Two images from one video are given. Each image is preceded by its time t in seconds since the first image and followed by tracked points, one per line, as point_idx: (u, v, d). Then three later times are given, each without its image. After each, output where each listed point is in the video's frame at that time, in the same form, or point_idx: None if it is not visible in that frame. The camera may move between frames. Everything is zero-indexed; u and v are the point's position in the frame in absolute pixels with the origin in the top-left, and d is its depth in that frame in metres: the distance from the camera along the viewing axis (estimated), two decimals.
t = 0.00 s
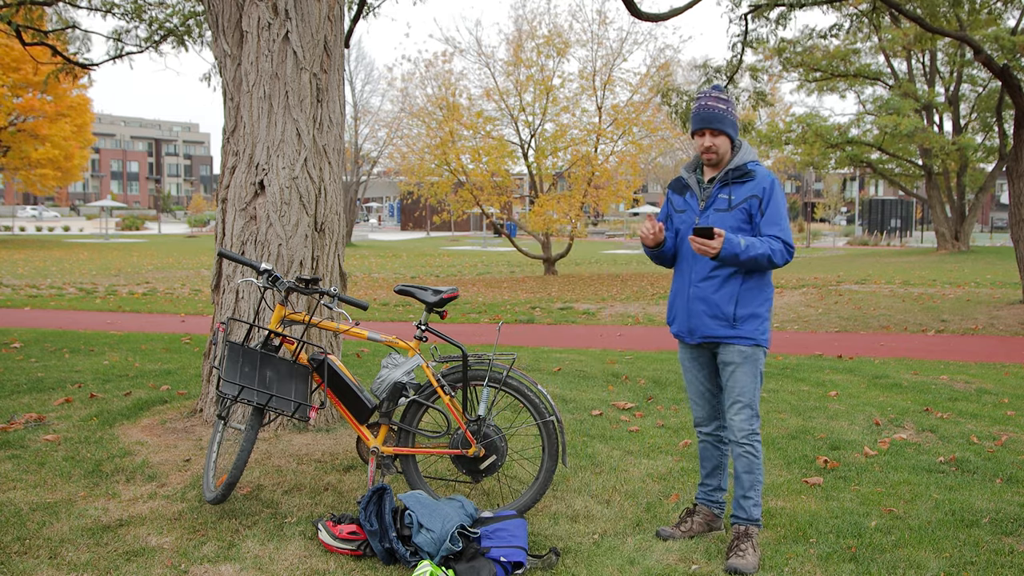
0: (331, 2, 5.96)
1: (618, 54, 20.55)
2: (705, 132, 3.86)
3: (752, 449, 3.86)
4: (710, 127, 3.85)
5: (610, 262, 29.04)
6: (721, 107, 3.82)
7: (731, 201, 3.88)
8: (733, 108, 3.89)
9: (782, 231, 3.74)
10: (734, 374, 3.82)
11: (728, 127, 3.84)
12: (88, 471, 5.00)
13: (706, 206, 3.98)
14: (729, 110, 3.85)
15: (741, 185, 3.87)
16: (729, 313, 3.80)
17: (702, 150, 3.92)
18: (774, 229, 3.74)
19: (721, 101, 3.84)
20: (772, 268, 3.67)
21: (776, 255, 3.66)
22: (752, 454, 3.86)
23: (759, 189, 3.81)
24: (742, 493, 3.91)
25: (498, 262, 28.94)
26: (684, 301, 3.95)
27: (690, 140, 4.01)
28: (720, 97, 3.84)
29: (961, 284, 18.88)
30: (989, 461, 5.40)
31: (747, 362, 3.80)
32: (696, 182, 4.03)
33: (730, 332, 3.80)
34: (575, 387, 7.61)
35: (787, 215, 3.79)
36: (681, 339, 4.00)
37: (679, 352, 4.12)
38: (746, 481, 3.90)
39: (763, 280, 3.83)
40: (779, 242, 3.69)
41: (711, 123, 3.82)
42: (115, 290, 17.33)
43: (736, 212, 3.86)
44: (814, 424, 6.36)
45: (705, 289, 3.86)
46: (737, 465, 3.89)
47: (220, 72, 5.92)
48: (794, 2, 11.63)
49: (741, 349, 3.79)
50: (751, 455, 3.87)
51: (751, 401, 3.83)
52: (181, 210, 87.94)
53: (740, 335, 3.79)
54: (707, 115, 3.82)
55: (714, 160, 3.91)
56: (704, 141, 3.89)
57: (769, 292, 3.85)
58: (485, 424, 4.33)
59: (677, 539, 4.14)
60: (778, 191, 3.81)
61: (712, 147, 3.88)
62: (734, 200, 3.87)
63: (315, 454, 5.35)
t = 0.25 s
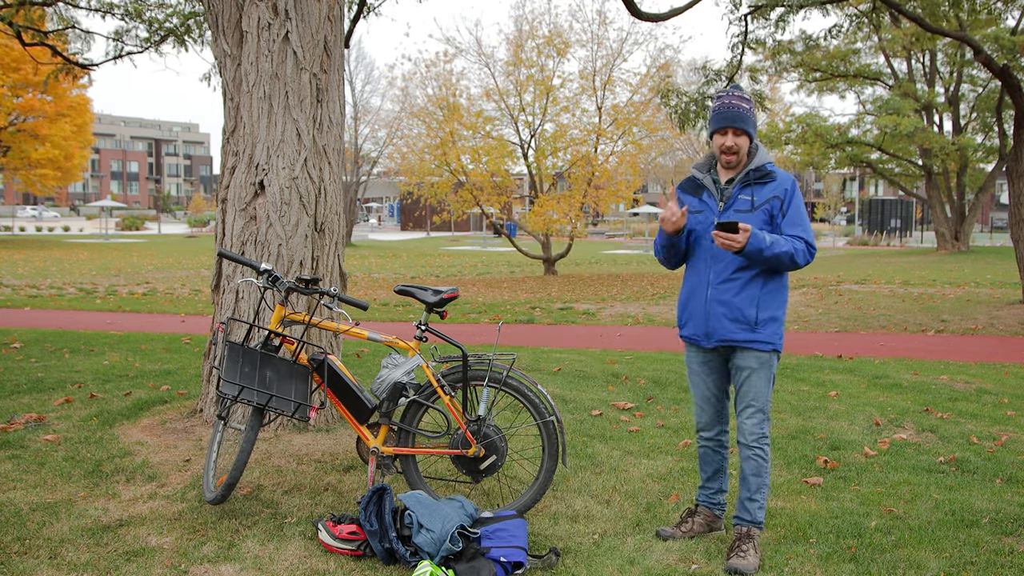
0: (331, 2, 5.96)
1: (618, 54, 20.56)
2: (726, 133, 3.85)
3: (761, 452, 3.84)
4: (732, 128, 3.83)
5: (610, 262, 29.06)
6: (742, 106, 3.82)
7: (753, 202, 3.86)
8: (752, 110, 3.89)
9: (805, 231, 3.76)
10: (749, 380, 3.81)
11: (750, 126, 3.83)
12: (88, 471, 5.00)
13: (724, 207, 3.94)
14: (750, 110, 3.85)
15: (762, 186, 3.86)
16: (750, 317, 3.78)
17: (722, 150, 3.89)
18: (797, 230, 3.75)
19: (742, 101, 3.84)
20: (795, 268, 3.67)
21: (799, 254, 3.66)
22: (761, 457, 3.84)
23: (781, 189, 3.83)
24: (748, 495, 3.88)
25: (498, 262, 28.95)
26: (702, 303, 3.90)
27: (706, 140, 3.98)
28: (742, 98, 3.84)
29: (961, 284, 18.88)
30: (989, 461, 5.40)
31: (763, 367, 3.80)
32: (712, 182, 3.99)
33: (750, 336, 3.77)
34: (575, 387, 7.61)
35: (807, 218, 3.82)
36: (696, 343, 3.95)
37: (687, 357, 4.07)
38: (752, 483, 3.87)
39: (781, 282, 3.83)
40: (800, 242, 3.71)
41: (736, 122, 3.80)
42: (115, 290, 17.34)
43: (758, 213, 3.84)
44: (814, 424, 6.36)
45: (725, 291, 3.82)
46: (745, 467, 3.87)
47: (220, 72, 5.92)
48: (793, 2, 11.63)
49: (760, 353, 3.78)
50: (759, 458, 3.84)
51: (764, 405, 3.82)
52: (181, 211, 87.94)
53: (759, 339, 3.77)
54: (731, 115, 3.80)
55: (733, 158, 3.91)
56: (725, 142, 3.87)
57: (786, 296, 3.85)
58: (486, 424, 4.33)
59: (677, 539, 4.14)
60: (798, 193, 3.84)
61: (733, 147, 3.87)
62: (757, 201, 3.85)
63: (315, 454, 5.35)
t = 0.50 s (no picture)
0: (331, 2, 5.96)
1: (618, 54, 20.57)
2: (740, 135, 3.83)
3: (766, 454, 3.84)
4: (745, 130, 3.81)
5: (610, 262, 29.08)
6: (758, 107, 3.79)
7: (768, 204, 3.85)
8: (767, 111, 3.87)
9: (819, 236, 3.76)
10: (756, 384, 3.81)
11: (763, 128, 3.82)
12: (88, 471, 5.00)
13: (738, 208, 3.93)
14: (764, 111, 3.83)
15: (777, 189, 3.86)
16: (761, 320, 3.77)
17: (735, 151, 3.88)
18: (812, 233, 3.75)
19: (756, 102, 3.81)
20: (808, 272, 3.66)
21: (814, 259, 3.66)
22: (764, 460, 3.84)
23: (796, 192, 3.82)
24: (749, 496, 3.88)
25: (498, 262, 28.96)
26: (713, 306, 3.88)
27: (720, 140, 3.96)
28: (756, 98, 3.82)
29: (961, 284, 18.89)
30: (989, 461, 5.40)
31: (770, 371, 3.80)
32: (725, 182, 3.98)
33: (760, 340, 3.76)
34: (575, 387, 7.62)
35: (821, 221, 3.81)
36: (702, 344, 3.93)
37: (688, 358, 4.03)
38: (754, 485, 3.87)
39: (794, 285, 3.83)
40: (813, 246, 3.70)
41: (750, 123, 3.78)
42: (115, 290, 17.34)
43: (773, 216, 3.84)
44: (814, 424, 6.36)
45: (738, 293, 3.81)
46: (747, 469, 3.87)
47: (220, 71, 5.92)
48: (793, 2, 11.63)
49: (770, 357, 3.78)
50: (763, 460, 3.85)
51: (769, 409, 3.83)
52: (181, 211, 87.93)
53: (769, 344, 3.76)
54: (743, 116, 3.78)
55: (747, 159, 3.89)
56: (739, 143, 3.86)
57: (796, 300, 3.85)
58: (486, 424, 4.33)
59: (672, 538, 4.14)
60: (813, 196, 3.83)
61: (747, 148, 3.85)
62: (771, 203, 3.85)
63: (315, 454, 5.35)
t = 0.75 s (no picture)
0: (331, 1, 5.96)
1: (618, 54, 20.57)
2: (737, 133, 3.82)
3: (764, 456, 3.84)
4: (742, 128, 3.81)
5: (610, 262, 29.08)
6: (757, 105, 3.78)
7: (768, 204, 3.85)
8: (767, 109, 3.86)
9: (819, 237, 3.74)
10: (753, 385, 3.80)
11: (763, 125, 3.80)
12: (88, 471, 5.00)
13: (738, 207, 3.94)
14: (764, 109, 3.82)
15: (778, 188, 3.85)
16: (758, 320, 3.76)
17: (734, 150, 3.87)
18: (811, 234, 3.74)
19: (755, 99, 3.80)
20: (806, 273, 3.65)
21: (811, 259, 3.65)
22: (763, 461, 3.84)
23: (798, 192, 3.80)
24: (748, 497, 3.88)
25: (498, 262, 28.95)
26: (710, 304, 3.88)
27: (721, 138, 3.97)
28: (756, 96, 3.81)
29: (961, 284, 18.88)
30: (989, 461, 5.40)
31: (767, 373, 3.79)
32: (726, 181, 3.98)
33: (757, 340, 3.75)
34: (575, 387, 7.61)
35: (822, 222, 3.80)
36: (700, 343, 3.93)
37: (687, 358, 4.04)
38: (753, 486, 3.87)
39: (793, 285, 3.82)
40: (812, 246, 3.69)
41: (748, 122, 3.77)
42: (115, 290, 17.33)
43: (773, 216, 3.83)
44: (814, 424, 6.36)
45: (736, 292, 3.80)
46: (746, 470, 3.87)
47: (219, 71, 5.92)
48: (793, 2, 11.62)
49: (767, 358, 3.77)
50: (761, 461, 3.84)
51: (767, 410, 3.82)
52: (181, 211, 87.92)
53: (766, 344, 3.75)
54: (740, 115, 3.77)
55: (747, 157, 3.87)
56: (737, 141, 3.84)
57: (795, 301, 3.83)
58: (485, 424, 4.33)
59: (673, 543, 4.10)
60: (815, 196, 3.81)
61: (747, 145, 3.84)
62: (771, 203, 3.84)
63: (315, 454, 5.35)
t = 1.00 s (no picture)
0: (331, 2, 5.96)
1: (618, 54, 20.58)
2: (727, 129, 3.84)
3: (764, 456, 3.84)
4: (730, 124, 3.82)
5: (610, 262, 29.08)
6: (745, 102, 3.78)
7: (763, 203, 3.83)
8: (761, 105, 3.84)
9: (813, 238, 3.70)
10: (748, 386, 3.80)
11: (754, 121, 3.79)
12: (88, 471, 5.00)
13: (734, 207, 3.93)
14: (755, 106, 3.80)
15: (773, 188, 3.82)
16: (749, 321, 3.77)
17: (727, 147, 3.88)
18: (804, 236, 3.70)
19: (745, 96, 3.80)
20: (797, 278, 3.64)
21: (800, 262, 3.63)
22: (762, 461, 3.84)
23: (792, 192, 3.76)
24: (747, 498, 3.88)
25: (498, 262, 28.95)
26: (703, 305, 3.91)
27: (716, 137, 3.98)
28: (747, 93, 3.80)
29: (961, 284, 18.88)
30: (989, 461, 5.40)
31: (761, 373, 3.79)
32: (725, 181, 3.99)
33: (748, 342, 3.76)
34: (575, 387, 7.61)
35: (820, 221, 3.74)
36: (694, 341, 3.95)
37: (682, 351, 4.04)
38: (752, 486, 3.87)
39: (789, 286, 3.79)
40: (804, 250, 3.65)
41: (733, 116, 3.80)
42: (115, 290, 17.32)
43: (767, 215, 3.82)
44: (814, 424, 6.36)
45: (728, 294, 3.82)
46: (745, 471, 3.87)
47: (219, 71, 5.92)
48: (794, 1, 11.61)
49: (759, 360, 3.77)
50: (761, 462, 3.85)
51: (765, 411, 3.82)
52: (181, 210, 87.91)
53: (757, 345, 3.75)
54: (729, 110, 3.80)
55: (741, 155, 3.87)
56: (729, 138, 3.85)
57: (792, 302, 3.80)
58: (486, 424, 4.33)
59: (670, 544, 4.09)
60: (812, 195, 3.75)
61: (738, 142, 3.83)
62: (766, 203, 3.82)
63: (315, 454, 5.35)
